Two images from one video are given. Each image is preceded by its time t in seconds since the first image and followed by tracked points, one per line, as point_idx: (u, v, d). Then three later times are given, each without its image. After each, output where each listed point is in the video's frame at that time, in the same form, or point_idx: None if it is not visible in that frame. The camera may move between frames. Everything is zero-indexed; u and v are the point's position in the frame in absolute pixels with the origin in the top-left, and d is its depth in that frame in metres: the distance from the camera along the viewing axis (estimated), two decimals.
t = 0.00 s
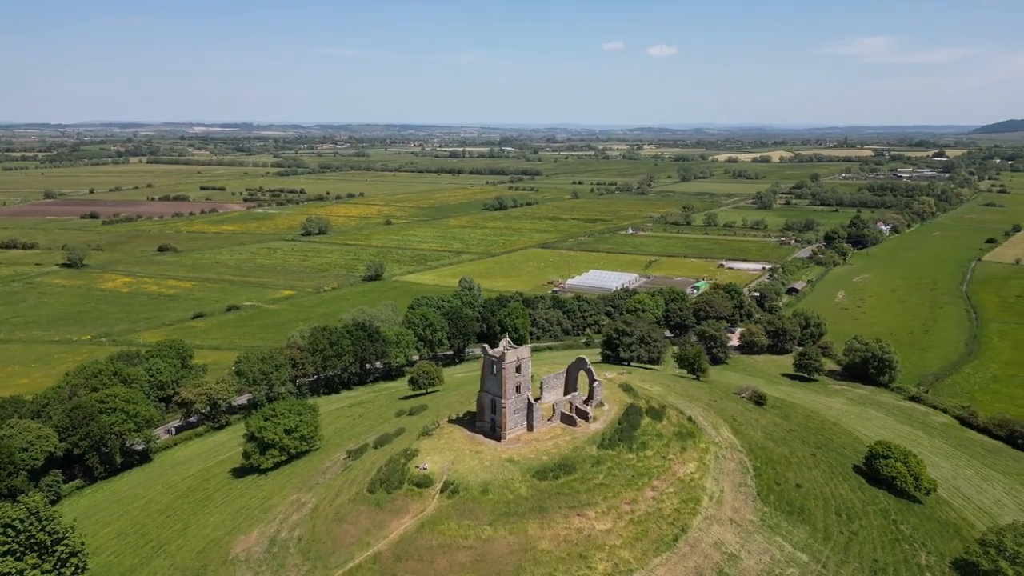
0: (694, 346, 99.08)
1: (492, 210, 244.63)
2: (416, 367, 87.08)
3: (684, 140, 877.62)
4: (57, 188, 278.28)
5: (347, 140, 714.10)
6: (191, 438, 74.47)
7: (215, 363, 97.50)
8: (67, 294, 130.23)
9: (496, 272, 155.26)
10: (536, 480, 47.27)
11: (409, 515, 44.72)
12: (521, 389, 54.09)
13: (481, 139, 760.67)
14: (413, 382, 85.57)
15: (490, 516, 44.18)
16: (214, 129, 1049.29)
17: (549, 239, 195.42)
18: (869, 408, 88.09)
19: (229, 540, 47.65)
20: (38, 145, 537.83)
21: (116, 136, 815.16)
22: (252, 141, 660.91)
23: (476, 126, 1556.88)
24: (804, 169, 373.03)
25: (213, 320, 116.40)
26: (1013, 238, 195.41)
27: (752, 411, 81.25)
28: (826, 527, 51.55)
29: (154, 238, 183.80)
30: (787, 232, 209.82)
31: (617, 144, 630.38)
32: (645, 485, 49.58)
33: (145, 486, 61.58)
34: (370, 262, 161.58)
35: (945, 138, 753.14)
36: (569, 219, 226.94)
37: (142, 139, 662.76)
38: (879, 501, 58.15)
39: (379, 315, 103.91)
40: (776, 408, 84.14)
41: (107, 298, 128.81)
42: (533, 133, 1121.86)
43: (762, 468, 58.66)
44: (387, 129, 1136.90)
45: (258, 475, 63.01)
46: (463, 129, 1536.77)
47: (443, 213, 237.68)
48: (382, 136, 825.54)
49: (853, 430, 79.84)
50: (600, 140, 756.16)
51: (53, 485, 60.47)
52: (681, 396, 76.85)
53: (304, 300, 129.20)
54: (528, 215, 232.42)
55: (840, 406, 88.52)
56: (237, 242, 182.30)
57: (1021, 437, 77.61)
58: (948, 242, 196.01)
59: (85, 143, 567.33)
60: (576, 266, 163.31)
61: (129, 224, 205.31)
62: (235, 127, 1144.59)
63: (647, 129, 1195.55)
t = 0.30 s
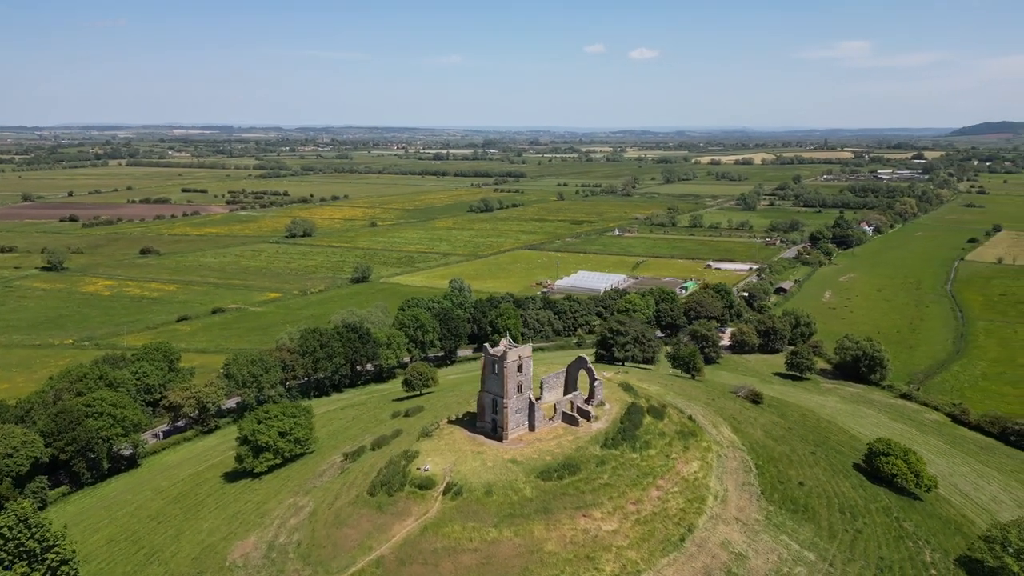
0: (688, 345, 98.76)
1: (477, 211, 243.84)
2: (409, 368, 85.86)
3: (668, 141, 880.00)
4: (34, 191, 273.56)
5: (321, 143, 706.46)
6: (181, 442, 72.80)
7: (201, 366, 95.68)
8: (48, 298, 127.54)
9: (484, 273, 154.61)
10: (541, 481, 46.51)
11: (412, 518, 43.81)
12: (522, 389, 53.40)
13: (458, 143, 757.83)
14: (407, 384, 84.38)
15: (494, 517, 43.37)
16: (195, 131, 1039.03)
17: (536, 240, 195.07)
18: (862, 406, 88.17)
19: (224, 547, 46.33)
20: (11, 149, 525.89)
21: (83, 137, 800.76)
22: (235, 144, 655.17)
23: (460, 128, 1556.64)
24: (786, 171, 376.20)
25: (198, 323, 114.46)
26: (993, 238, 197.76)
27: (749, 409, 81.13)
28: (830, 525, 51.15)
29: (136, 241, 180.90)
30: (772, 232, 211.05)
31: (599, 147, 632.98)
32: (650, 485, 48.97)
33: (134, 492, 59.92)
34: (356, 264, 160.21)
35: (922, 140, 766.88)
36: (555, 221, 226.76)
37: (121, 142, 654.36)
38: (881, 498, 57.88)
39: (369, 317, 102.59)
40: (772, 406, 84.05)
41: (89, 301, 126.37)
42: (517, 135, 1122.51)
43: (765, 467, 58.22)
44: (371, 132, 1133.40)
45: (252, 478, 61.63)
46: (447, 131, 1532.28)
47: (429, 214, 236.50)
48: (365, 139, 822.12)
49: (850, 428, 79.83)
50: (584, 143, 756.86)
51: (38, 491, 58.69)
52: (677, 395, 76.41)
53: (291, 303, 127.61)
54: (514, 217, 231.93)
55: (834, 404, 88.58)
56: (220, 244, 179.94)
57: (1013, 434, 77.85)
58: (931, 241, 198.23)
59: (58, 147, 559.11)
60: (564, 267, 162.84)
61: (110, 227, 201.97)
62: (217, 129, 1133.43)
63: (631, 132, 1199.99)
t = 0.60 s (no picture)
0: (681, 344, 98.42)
1: (462, 213, 242.62)
2: (401, 369, 84.57)
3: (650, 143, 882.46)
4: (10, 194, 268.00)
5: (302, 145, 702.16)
6: (168, 447, 71.03)
7: (187, 369, 93.76)
8: (26, 302, 124.55)
9: (471, 274, 153.73)
10: (544, 482, 45.75)
11: (414, 522, 42.84)
12: (523, 388, 52.60)
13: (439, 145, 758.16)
14: (400, 385, 83.15)
15: (498, 519, 42.52)
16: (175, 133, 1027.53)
17: (522, 242, 194.34)
18: (854, 404, 88.28)
19: (219, 553, 45.04)
20: None
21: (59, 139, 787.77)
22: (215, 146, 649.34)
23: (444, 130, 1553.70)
24: (768, 173, 379.26)
25: (182, 326, 112.31)
26: (973, 238, 200.09)
27: (745, 408, 80.86)
28: (834, 523, 50.79)
29: (115, 244, 177.61)
30: (757, 233, 212.18)
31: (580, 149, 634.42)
32: (654, 485, 48.33)
33: (122, 498, 58.27)
34: (341, 266, 158.49)
35: (900, 142, 776.58)
36: (540, 222, 226.35)
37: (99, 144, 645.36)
38: (881, 495, 57.63)
39: (357, 318, 101.11)
40: (767, 404, 83.92)
41: (69, 305, 123.58)
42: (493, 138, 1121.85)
43: (766, 465, 57.80)
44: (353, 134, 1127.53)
45: (244, 483, 60.19)
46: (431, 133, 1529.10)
47: (413, 216, 234.87)
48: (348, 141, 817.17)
49: (845, 426, 79.84)
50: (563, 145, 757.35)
51: (22, 499, 56.82)
52: (674, 393, 75.94)
53: (276, 305, 125.78)
54: (498, 219, 231.18)
55: (828, 402, 88.64)
56: (202, 247, 177.19)
57: (1004, 430, 77.93)
58: (913, 241, 200.34)
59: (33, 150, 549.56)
60: (551, 268, 162.26)
61: (88, 229, 198.20)
62: (197, 131, 1119.54)
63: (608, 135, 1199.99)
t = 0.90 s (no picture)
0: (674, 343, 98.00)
1: (446, 215, 241.24)
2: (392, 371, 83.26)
3: (629, 144, 884.26)
4: None
5: (283, 148, 695.90)
6: (155, 451, 69.12)
7: (171, 373, 91.68)
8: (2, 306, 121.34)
9: (457, 276, 152.51)
10: (548, 483, 44.91)
11: (416, 525, 41.81)
12: (523, 387, 51.74)
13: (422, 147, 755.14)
14: (391, 386, 81.86)
15: (502, 521, 41.59)
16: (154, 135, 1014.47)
17: (507, 243, 193.39)
18: (846, 402, 88.36)
19: (212, 561, 43.62)
20: None
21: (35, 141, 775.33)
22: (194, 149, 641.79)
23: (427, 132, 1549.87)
24: (749, 174, 382.02)
25: (165, 329, 110.01)
26: (953, 238, 202.25)
27: (741, 406, 80.54)
28: (838, 522, 50.38)
29: (93, 247, 174.06)
30: (742, 233, 213.22)
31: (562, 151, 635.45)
32: (658, 484, 47.64)
33: (108, 504, 56.49)
34: (325, 268, 156.53)
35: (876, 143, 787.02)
36: (524, 223, 225.58)
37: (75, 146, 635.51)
38: (881, 492, 57.35)
39: (345, 320, 99.53)
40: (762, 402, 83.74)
41: (47, 309, 120.57)
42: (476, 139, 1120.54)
43: (767, 464, 57.38)
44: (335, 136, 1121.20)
45: (236, 487, 58.66)
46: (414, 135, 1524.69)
47: (397, 218, 233.12)
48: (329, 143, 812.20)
49: (840, 424, 79.85)
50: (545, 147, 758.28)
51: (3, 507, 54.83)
52: (670, 392, 75.38)
53: (261, 307, 123.77)
54: (482, 220, 230.16)
55: (820, 400, 88.64)
56: (183, 249, 174.21)
57: (994, 427, 78.11)
58: (895, 241, 202.33)
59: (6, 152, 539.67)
60: (538, 269, 161.52)
61: (65, 232, 194.14)
62: (177, 133, 1105.70)
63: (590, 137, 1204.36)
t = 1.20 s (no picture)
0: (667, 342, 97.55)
1: (431, 217, 239.79)
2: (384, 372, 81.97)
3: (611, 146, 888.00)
4: None
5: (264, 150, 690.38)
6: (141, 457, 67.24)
7: (155, 376, 89.61)
8: None
9: (444, 277, 151.32)
10: (551, 484, 44.03)
11: (418, 528, 40.71)
12: (523, 387, 50.86)
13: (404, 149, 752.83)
14: (383, 388, 80.54)
15: (506, 524, 40.61)
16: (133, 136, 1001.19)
17: (493, 245, 192.42)
18: (839, 400, 88.40)
19: (206, 568, 42.14)
20: None
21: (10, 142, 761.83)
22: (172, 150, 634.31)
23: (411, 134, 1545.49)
24: (732, 176, 384.52)
25: (148, 332, 107.69)
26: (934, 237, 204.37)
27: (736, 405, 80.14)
28: (842, 520, 49.96)
29: (71, 250, 170.51)
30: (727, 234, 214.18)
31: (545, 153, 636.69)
32: (662, 484, 46.93)
33: (94, 511, 54.67)
34: (309, 270, 154.57)
35: (853, 145, 797.78)
36: (509, 225, 224.77)
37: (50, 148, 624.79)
38: (882, 490, 57.09)
39: (333, 321, 97.93)
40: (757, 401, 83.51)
41: (24, 312, 117.55)
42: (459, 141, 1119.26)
43: (769, 462, 56.92)
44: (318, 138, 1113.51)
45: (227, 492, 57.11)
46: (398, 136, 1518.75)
47: (381, 220, 231.28)
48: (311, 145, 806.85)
49: (836, 422, 79.75)
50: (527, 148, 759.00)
51: None
52: (666, 391, 74.81)
53: (246, 310, 121.73)
54: (467, 222, 229.13)
55: (813, 399, 88.54)
56: (164, 252, 171.27)
57: (986, 423, 78.26)
58: (878, 241, 204.41)
59: None
60: (525, 270, 160.76)
61: (42, 235, 190.08)
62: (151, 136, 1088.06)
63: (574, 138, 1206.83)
